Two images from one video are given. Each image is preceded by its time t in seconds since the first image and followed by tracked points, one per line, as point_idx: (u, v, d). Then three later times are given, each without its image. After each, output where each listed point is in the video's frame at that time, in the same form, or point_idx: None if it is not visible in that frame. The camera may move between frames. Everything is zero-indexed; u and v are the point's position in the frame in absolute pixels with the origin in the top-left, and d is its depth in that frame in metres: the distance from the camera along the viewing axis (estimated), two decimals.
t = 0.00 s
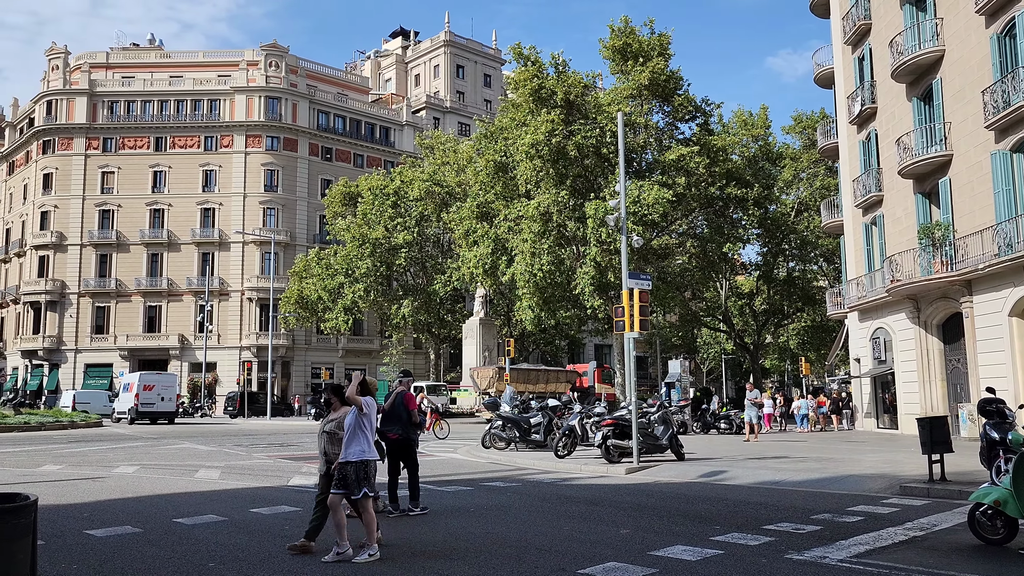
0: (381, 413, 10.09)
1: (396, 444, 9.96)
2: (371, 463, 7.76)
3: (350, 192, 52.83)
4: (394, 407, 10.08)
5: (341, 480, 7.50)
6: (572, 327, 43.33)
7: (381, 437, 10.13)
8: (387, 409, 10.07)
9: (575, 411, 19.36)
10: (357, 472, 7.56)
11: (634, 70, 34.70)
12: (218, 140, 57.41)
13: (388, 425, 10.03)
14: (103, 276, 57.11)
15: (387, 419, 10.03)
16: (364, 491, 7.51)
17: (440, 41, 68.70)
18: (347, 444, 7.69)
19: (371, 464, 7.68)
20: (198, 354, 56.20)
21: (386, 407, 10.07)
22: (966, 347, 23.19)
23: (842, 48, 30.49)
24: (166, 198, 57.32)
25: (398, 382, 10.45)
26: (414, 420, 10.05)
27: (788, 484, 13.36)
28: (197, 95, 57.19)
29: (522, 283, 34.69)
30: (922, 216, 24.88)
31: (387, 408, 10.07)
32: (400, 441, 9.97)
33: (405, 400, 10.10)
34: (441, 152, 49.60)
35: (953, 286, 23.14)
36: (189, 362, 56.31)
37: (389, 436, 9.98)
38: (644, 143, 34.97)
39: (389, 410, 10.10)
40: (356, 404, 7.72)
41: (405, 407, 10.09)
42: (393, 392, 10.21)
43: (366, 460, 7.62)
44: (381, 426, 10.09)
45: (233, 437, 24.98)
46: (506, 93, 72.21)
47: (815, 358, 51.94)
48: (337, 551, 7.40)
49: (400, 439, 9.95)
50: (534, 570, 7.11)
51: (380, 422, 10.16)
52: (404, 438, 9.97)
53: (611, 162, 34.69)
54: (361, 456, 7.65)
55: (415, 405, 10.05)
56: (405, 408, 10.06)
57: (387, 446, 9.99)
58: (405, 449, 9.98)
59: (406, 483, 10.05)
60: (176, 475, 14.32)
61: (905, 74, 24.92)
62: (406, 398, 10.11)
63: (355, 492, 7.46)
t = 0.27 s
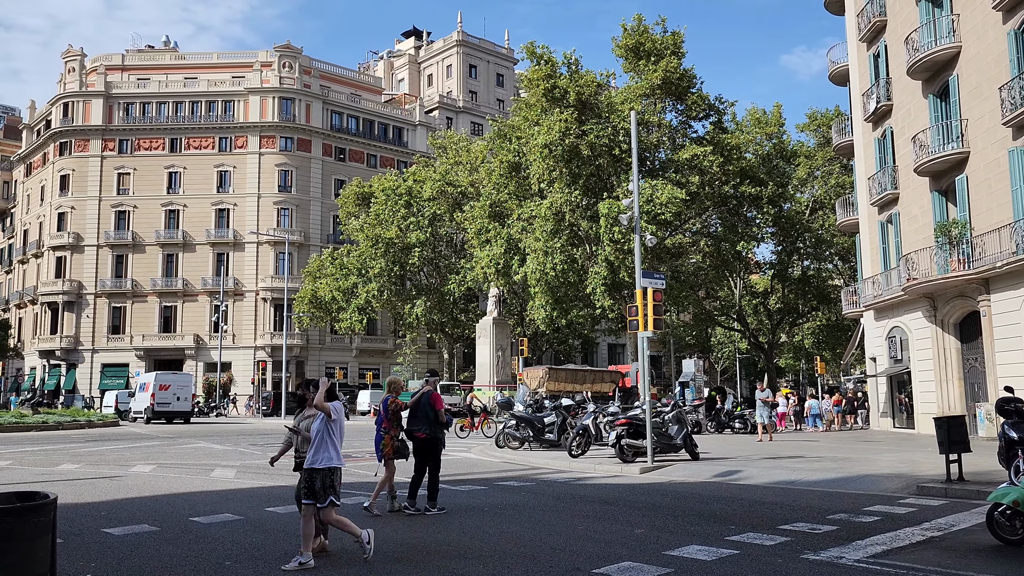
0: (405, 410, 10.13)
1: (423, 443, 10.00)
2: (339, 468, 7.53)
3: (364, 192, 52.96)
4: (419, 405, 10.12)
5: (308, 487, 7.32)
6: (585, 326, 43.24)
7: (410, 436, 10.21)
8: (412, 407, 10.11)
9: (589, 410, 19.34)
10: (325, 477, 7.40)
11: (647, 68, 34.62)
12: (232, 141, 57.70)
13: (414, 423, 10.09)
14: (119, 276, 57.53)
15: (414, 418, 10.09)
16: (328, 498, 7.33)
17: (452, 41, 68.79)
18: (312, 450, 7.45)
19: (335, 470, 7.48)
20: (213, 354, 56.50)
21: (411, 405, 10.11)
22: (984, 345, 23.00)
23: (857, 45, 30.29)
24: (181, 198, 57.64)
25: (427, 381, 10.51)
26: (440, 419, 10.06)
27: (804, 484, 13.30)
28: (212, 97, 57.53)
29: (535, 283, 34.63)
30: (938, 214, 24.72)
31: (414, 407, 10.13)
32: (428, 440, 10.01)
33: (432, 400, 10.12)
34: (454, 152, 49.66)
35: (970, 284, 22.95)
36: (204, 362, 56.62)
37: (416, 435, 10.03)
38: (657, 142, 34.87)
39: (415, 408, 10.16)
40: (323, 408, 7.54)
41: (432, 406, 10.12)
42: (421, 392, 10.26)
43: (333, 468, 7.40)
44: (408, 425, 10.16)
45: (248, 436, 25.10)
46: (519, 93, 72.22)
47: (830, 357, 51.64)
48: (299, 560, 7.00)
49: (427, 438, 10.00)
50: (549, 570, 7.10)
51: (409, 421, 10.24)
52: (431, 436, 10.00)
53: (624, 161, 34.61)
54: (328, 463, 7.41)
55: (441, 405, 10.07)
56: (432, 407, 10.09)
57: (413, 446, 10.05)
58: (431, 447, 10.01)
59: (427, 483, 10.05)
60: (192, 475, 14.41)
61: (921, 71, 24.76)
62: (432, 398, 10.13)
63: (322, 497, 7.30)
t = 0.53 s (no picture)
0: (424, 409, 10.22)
1: (442, 442, 10.16)
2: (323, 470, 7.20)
3: (375, 193, 53.08)
4: (438, 404, 10.25)
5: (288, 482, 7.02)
6: (597, 327, 43.20)
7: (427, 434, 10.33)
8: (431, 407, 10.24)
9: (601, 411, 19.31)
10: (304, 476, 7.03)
11: (658, 68, 34.56)
12: (245, 142, 57.97)
13: (434, 422, 10.23)
14: (133, 277, 57.89)
15: (432, 418, 10.22)
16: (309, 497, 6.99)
17: (463, 41, 68.88)
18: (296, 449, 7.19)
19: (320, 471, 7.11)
20: (226, 355, 56.76)
21: (430, 404, 10.23)
22: (999, 345, 22.83)
23: (870, 43, 30.12)
24: (195, 200, 57.95)
25: (443, 380, 10.62)
26: (459, 418, 10.24)
27: (818, 484, 13.23)
28: (224, 98, 57.82)
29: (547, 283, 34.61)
30: (953, 213, 24.56)
31: (433, 406, 10.27)
32: (446, 439, 10.20)
33: (450, 399, 10.26)
34: (465, 152, 49.72)
35: (985, 283, 22.78)
36: (218, 362, 56.87)
37: (435, 434, 10.19)
38: (669, 141, 34.80)
39: (434, 407, 10.28)
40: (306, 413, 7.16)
41: (450, 405, 10.26)
42: (439, 390, 10.38)
43: (316, 465, 7.08)
44: (426, 424, 10.28)
45: (261, 436, 25.21)
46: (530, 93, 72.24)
47: (844, 357, 51.39)
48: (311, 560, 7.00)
49: (445, 437, 10.17)
50: (563, 571, 7.10)
51: (426, 421, 10.33)
52: (450, 436, 10.20)
53: (635, 161, 34.54)
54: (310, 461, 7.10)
55: (460, 404, 10.23)
56: (450, 407, 10.25)
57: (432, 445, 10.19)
58: (451, 446, 10.19)
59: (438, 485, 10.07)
60: (206, 474, 14.47)
61: (935, 69, 24.59)
62: (451, 397, 10.29)
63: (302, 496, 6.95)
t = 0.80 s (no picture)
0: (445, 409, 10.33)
1: (460, 443, 10.21)
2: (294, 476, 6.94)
3: (388, 194, 53.19)
4: (458, 405, 10.35)
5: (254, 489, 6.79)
6: (610, 327, 43.12)
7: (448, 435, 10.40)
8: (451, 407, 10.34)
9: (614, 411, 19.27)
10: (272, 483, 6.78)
11: (671, 68, 34.48)
12: (258, 144, 58.25)
13: (453, 422, 10.31)
14: (148, 279, 58.27)
15: (452, 418, 10.30)
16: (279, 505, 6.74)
17: (476, 42, 68.96)
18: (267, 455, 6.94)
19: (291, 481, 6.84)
20: (240, 356, 57.02)
21: (450, 405, 10.35)
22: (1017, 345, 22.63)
23: (885, 41, 29.93)
24: (209, 202, 58.26)
25: (464, 382, 10.69)
26: (477, 420, 10.28)
27: (833, 486, 13.16)
28: (238, 101, 58.12)
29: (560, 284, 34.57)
30: (969, 212, 24.34)
31: (453, 407, 10.35)
32: (465, 440, 10.22)
33: (470, 400, 10.32)
34: (478, 153, 49.76)
35: (1002, 283, 22.58)
36: (232, 363, 57.13)
37: (454, 435, 10.25)
38: (681, 142, 34.70)
39: (454, 408, 10.38)
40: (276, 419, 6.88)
41: (470, 406, 10.35)
42: (459, 392, 10.44)
43: (284, 472, 6.81)
44: (447, 425, 10.37)
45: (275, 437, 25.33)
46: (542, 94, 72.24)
47: (858, 358, 51.07)
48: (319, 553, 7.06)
49: (464, 438, 10.21)
50: (577, 572, 7.09)
51: (447, 422, 10.43)
52: (469, 436, 10.21)
53: (648, 162, 34.48)
54: (280, 467, 6.83)
55: (480, 405, 10.27)
56: (469, 407, 10.30)
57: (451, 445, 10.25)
58: (469, 446, 10.20)
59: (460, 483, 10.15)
60: (221, 475, 14.55)
61: (950, 67, 24.41)
62: (471, 398, 10.35)
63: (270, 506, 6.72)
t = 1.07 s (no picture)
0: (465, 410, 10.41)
1: (482, 443, 10.31)
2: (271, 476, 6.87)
3: (400, 195, 53.31)
4: (479, 406, 10.44)
5: (233, 493, 6.70)
6: (622, 328, 43.02)
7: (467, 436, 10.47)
8: (471, 408, 10.44)
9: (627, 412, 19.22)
10: (252, 485, 6.69)
11: (683, 68, 34.40)
12: (271, 146, 58.53)
13: (474, 423, 10.40)
14: (162, 280, 58.64)
15: (473, 419, 10.38)
16: (260, 505, 6.67)
17: (487, 44, 69.03)
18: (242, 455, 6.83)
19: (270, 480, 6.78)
20: (254, 357, 57.27)
21: (470, 406, 10.44)
22: None
23: (899, 40, 29.75)
24: (222, 204, 58.57)
25: (481, 383, 10.78)
26: (498, 420, 10.42)
27: (848, 487, 13.09)
28: (251, 103, 58.43)
29: (572, 285, 34.54)
30: (984, 212, 24.15)
31: (474, 408, 10.44)
32: (486, 440, 10.34)
33: (490, 401, 10.44)
34: (491, 154, 49.78)
35: (1018, 283, 22.39)
36: (245, 364, 57.40)
37: (476, 435, 10.34)
38: (694, 142, 34.64)
39: (474, 409, 10.47)
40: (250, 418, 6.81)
41: (490, 407, 10.46)
42: (479, 393, 10.54)
43: (263, 471, 6.74)
44: (467, 426, 10.45)
45: (289, 438, 25.43)
46: (554, 94, 72.23)
47: (873, 358, 50.76)
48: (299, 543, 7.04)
49: (485, 438, 10.32)
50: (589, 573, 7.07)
51: (466, 422, 10.50)
52: (490, 436, 10.34)
53: (661, 162, 34.42)
54: (257, 467, 6.74)
55: (500, 406, 10.40)
56: (490, 408, 10.42)
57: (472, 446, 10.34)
58: (491, 446, 10.33)
59: (482, 483, 10.26)
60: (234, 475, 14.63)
61: (965, 66, 24.25)
62: (491, 399, 10.46)
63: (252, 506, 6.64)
